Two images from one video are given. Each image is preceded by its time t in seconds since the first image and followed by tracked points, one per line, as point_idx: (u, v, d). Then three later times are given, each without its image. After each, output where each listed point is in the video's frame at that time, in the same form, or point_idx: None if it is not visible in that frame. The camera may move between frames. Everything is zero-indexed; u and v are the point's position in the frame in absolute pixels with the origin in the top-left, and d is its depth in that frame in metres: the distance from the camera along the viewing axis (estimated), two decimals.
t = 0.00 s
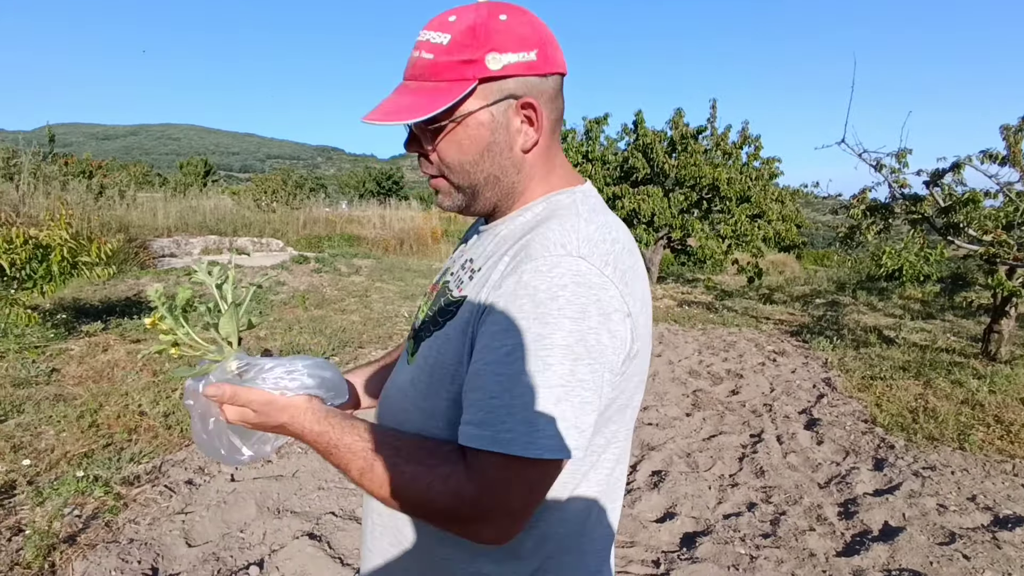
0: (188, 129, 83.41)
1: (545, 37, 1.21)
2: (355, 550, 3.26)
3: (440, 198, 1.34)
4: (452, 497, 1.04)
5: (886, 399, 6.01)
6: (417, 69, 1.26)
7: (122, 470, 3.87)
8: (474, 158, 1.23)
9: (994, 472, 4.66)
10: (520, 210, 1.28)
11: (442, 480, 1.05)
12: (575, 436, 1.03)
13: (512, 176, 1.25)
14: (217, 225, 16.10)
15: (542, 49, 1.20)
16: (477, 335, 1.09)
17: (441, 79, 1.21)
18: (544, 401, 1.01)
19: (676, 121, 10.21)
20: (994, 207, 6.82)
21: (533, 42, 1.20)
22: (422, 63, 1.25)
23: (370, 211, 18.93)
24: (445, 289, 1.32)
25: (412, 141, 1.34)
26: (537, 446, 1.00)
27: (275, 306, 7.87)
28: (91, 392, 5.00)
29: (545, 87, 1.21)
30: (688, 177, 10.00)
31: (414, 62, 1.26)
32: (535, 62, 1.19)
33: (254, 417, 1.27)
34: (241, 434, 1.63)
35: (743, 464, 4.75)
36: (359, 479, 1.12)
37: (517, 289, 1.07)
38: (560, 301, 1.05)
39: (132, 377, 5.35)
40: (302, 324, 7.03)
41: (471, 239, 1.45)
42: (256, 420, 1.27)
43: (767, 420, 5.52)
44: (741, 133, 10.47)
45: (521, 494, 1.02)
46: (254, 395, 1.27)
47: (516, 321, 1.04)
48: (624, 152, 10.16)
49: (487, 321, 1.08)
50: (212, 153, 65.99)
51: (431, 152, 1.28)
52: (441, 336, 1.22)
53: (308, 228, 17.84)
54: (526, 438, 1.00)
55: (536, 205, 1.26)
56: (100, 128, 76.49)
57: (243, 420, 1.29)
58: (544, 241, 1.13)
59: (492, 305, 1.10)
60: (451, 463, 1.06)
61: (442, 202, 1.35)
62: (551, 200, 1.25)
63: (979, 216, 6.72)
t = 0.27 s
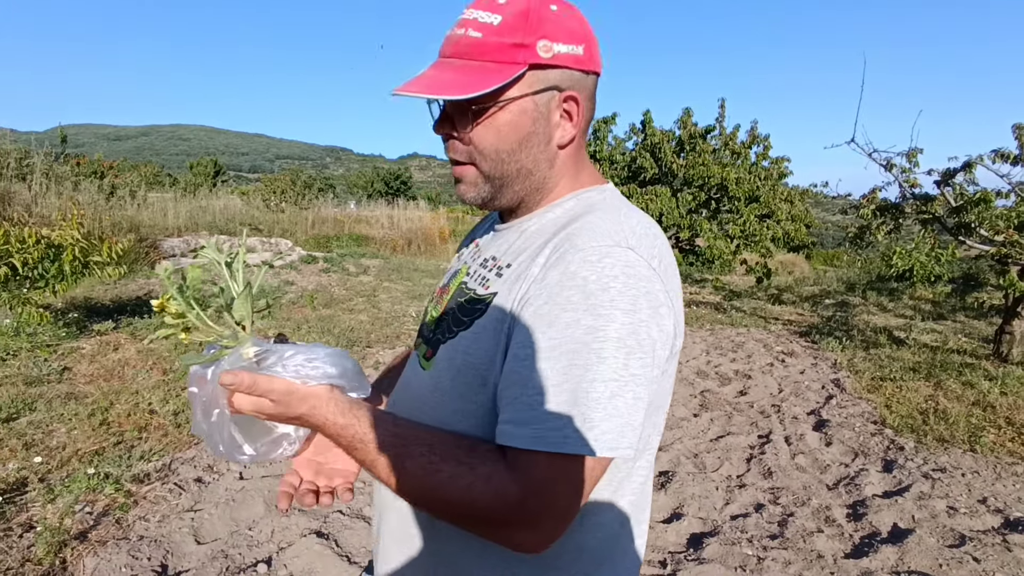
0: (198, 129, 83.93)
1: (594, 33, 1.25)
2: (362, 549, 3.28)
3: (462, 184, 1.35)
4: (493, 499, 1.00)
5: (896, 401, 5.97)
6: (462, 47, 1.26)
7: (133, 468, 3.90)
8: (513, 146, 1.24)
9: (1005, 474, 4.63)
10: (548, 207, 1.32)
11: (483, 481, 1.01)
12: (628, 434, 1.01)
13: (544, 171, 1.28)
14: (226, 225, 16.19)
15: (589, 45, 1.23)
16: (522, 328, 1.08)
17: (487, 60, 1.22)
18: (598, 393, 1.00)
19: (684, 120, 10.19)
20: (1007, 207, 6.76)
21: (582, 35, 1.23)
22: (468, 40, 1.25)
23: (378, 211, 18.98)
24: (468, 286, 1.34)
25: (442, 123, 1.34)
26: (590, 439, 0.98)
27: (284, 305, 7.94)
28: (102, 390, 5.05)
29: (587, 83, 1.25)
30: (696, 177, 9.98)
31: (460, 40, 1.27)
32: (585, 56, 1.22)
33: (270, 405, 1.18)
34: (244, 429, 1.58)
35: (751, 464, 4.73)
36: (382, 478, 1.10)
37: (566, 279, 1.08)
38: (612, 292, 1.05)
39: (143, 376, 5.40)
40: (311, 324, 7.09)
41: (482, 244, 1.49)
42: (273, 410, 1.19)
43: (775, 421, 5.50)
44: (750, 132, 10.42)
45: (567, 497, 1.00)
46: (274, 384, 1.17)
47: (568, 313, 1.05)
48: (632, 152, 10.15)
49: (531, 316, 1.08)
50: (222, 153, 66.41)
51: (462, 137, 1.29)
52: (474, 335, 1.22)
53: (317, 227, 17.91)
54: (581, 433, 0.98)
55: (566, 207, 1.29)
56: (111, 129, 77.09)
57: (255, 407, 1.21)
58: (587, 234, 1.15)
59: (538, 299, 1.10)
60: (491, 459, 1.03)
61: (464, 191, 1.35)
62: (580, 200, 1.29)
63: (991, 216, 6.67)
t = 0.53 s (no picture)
0: (200, 129, 84.02)
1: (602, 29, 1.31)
2: (362, 548, 3.29)
3: (469, 173, 1.35)
4: (539, 489, 0.98)
5: (897, 401, 5.97)
6: (478, 33, 1.29)
7: (134, 467, 3.91)
8: (528, 133, 1.27)
9: (1006, 475, 4.62)
10: (555, 198, 1.35)
11: (530, 473, 0.98)
12: (678, 410, 1.00)
13: (556, 160, 1.32)
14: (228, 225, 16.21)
15: (598, 40, 1.29)
16: (555, 311, 1.08)
17: (507, 44, 1.24)
18: (645, 370, 0.99)
19: (685, 121, 10.18)
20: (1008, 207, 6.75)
21: (592, 30, 1.29)
22: (485, 26, 1.28)
23: (380, 211, 19.00)
24: (475, 282, 1.35)
25: (451, 110, 1.35)
26: (643, 417, 0.97)
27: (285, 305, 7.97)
28: (104, 389, 5.06)
29: (596, 75, 1.31)
30: (698, 177, 9.97)
31: (476, 25, 1.29)
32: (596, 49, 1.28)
33: (287, 419, 1.07)
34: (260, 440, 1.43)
35: (752, 465, 4.73)
36: (416, 484, 1.03)
37: (599, 261, 1.09)
38: (648, 271, 1.06)
39: (144, 375, 5.41)
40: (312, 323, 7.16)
41: (480, 242, 1.51)
42: (289, 424, 1.07)
43: (776, 421, 5.50)
44: (751, 133, 10.42)
45: (616, 483, 0.99)
46: (293, 390, 1.07)
47: (605, 294, 1.05)
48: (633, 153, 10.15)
49: (565, 301, 1.08)
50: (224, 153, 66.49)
51: (475, 124, 1.30)
52: (495, 329, 1.21)
53: (318, 227, 17.92)
54: (636, 410, 0.97)
55: (575, 195, 1.33)
56: (113, 129, 77.21)
57: (269, 421, 1.09)
58: (612, 217, 1.17)
59: (570, 283, 1.09)
60: (531, 448, 1.00)
61: (473, 180, 1.35)
62: (590, 189, 1.33)
63: (992, 217, 6.67)
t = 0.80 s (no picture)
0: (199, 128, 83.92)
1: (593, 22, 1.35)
2: (360, 547, 3.28)
3: (480, 179, 1.34)
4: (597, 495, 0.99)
5: (895, 401, 5.98)
6: (481, 34, 1.28)
7: (132, 465, 3.90)
8: (539, 134, 1.28)
9: (1003, 475, 4.63)
10: (561, 195, 1.36)
11: (589, 478, 0.98)
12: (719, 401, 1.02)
13: (562, 157, 1.34)
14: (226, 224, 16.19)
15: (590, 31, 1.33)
16: (588, 311, 1.08)
17: (512, 44, 1.24)
18: (687, 363, 1.00)
19: (684, 121, 10.18)
20: (1006, 208, 6.76)
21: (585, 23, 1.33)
22: (488, 27, 1.27)
23: (379, 211, 18.99)
24: (482, 284, 1.35)
25: (456, 117, 1.33)
26: (692, 410, 0.98)
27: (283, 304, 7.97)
28: (102, 388, 5.05)
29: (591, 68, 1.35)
30: (696, 177, 9.98)
31: (478, 27, 1.28)
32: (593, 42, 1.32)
33: (329, 440, 1.11)
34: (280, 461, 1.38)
35: (750, 464, 4.74)
36: (460, 501, 1.04)
37: (627, 259, 1.09)
38: (678, 266, 1.07)
39: (142, 374, 5.40)
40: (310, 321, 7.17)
41: (477, 242, 1.51)
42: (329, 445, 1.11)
43: (774, 421, 5.50)
44: (750, 133, 10.43)
45: (666, 479, 1.01)
46: (336, 416, 1.10)
47: (638, 291, 1.05)
48: (632, 153, 10.15)
49: (596, 301, 1.08)
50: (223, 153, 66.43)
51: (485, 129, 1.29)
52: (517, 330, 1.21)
53: (317, 227, 17.91)
54: (683, 403, 0.98)
55: (582, 192, 1.34)
56: (112, 128, 77.12)
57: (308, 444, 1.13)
58: (627, 215, 1.18)
59: (600, 283, 1.09)
60: (581, 453, 1.00)
61: (483, 185, 1.34)
62: (597, 186, 1.34)
63: (990, 218, 6.68)
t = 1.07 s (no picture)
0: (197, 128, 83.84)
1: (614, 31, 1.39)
2: (360, 546, 3.29)
3: (497, 177, 1.35)
4: (621, 492, 1.02)
5: (893, 401, 5.99)
6: (513, 35, 1.29)
7: (130, 466, 3.90)
8: (560, 138, 1.31)
9: (1000, 474, 4.64)
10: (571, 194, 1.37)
11: (614, 475, 1.01)
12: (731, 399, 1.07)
13: (577, 162, 1.37)
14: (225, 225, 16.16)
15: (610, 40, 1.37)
16: (605, 312, 1.10)
17: (544, 47, 1.26)
18: (703, 363, 1.04)
19: (682, 121, 10.18)
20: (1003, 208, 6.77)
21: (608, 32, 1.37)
22: (520, 29, 1.29)
23: (377, 211, 18.98)
24: (492, 285, 1.35)
25: (479, 114, 1.33)
26: (711, 408, 1.02)
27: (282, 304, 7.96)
28: (100, 388, 5.05)
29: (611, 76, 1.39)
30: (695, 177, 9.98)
31: (510, 28, 1.29)
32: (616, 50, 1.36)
33: (353, 446, 1.08)
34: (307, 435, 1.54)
35: (749, 464, 4.74)
36: (482, 501, 1.06)
37: (644, 260, 1.11)
38: (694, 267, 1.10)
39: (141, 374, 5.40)
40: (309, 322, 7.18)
41: (482, 241, 1.51)
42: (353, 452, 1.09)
43: (773, 421, 5.51)
44: (748, 133, 10.43)
45: (683, 473, 1.06)
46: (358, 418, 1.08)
47: (656, 291, 1.08)
48: (630, 153, 10.15)
49: (614, 301, 1.10)
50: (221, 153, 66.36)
51: (508, 128, 1.30)
52: (532, 330, 1.22)
53: (315, 227, 17.89)
54: (701, 401, 1.02)
55: (592, 192, 1.35)
56: (110, 128, 77.04)
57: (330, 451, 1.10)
58: (639, 216, 1.20)
59: (618, 283, 1.12)
60: (602, 452, 1.03)
61: (500, 184, 1.35)
62: (607, 185, 1.36)
63: (987, 218, 6.70)
